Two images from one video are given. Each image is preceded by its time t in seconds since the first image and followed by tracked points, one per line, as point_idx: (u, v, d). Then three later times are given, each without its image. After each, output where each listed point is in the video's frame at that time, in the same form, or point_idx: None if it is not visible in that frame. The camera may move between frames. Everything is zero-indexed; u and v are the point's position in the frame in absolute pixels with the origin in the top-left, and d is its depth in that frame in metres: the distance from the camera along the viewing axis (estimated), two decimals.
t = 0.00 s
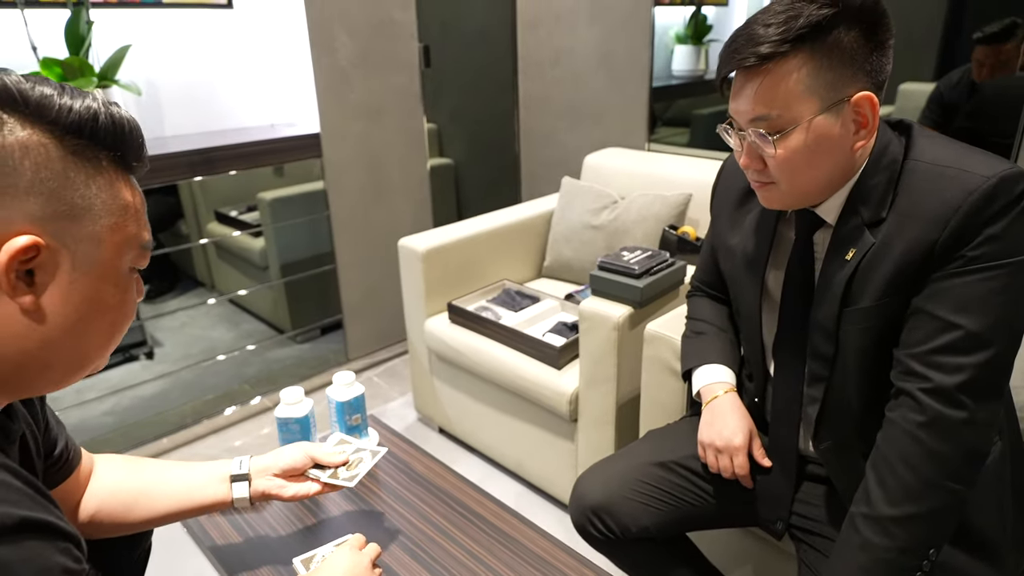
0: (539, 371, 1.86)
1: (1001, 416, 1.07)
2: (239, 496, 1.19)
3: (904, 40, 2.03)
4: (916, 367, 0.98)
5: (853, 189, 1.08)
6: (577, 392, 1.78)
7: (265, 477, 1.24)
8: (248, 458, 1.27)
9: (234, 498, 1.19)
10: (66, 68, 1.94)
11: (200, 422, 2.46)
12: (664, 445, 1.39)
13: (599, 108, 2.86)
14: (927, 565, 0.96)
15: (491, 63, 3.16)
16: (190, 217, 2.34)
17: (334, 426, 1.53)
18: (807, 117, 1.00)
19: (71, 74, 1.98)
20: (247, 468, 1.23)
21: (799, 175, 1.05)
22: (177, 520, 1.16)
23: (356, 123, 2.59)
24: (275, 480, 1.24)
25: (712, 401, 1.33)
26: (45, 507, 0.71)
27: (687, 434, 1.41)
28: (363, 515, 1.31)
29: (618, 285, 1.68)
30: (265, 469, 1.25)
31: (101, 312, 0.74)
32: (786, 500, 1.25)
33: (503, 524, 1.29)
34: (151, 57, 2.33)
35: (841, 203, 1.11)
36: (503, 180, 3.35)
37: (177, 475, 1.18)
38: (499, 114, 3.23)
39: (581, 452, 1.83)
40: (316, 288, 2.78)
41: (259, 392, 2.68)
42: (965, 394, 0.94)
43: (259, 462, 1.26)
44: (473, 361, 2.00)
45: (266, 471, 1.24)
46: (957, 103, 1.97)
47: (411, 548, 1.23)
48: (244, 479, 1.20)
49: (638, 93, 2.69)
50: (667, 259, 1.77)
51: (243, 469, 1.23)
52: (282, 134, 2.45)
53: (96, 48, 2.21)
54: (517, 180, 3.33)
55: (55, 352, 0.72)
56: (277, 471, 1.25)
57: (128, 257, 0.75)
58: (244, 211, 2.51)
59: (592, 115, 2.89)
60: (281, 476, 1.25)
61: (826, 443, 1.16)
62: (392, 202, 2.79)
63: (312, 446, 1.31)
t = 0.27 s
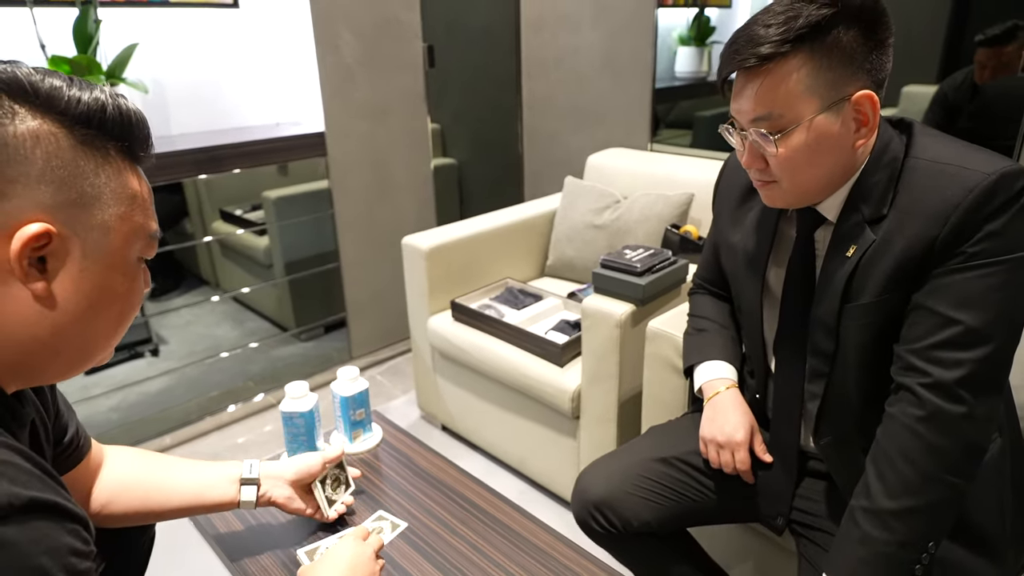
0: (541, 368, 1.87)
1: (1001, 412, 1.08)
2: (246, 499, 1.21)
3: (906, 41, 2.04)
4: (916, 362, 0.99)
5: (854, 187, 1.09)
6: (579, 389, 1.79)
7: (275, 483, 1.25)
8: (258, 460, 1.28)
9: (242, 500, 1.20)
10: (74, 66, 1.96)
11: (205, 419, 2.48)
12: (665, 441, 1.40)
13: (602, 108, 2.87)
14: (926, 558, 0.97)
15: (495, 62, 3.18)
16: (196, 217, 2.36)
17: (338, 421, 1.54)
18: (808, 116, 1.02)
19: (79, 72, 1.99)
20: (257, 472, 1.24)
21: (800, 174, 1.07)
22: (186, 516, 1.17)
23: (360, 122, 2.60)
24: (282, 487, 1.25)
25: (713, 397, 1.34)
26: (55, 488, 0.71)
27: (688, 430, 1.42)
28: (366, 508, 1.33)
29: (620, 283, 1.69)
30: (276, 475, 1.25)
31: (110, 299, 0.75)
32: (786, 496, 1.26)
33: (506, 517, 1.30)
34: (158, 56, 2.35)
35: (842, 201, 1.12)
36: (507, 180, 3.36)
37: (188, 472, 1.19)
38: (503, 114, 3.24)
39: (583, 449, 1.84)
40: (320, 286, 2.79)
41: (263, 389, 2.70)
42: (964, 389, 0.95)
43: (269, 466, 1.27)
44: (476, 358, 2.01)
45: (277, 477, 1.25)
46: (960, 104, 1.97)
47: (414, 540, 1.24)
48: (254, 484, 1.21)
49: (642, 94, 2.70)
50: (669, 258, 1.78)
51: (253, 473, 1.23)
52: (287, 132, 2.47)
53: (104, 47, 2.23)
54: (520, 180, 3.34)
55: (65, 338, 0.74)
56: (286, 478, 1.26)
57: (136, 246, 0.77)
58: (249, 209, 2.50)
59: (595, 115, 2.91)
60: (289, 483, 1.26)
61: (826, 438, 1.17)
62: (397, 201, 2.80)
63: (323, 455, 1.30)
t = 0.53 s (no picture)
0: (545, 361, 1.88)
1: (1004, 404, 1.09)
2: (249, 481, 1.22)
3: (912, 38, 2.04)
4: (920, 353, 0.99)
5: (858, 179, 1.09)
6: (583, 382, 1.80)
7: (275, 462, 1.27)
8: (258, 445, 1.31)
9: (244, 483, 1.21)
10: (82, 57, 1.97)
11: (210, 410, 2.49)
12: (669, 432, 1.41)
13: (607, 104, 2.88)
14: (928, 547, 0.97)
15: (500, 58, 3.18)
16: (201, 211, 2.39)
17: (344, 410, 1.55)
18: (813, 109, 1.02)
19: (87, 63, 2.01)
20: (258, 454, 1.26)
21: (805, 166, 1.07)
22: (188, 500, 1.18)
23: (366, 117, 2.61)
24: (283, 466, 1.27)
25: (717, 388, 1.34)
26: (64, 464, 0.72)
27: (691, 422, 1.43)
28: (372, 497, 1.34)
29: (624, 276, 1.70)
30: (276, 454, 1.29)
31: (108, 276, 0.75)
32: (789, 486, 1.27)
33: (509, 506, 1.30)
34: (165, 48, 2.36)
35: (846, 193, 1.13)
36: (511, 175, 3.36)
37: (191, 458, 1.20)
38: (508, 110, 3.25)
39: (586, 442, 1.85)
40: (325, 280, 2.80)
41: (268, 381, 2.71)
42: (967, 379, 0.96)
43: (269, 450, 1.30)
44: (480, 351, 2.02)
45: (277, 456, 1.28)
46: (966, 102, 1.98)
47: (419, 528, 1.25)
48: (255, 463, 1.23)
49: (647, 90, 2.70)
50: (673, 251, 1.79)
51: (254, 454, 1.26)
52: (292, 126, 2.48)
53: (112, 38, 2.24)
54: (525, 176, 3.34)
55: (65, 315, 0.74)
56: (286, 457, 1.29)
57: (134, 222, 0.77)
58: (254, 203, 2.54)
59: (600, 111, 2.91)
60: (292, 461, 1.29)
61: (829, 429, 1.18)
62: (402, 195, 2.81)
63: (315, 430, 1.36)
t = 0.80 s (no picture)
0: (552, 348, 1.88)
1: (1013, 393, 1.09)
2: (259, 453, 1.23)
3: (925, 26, 2.03)
4: (929, 340, 0.99)
5: (869, 166, 1.09)
6: (590, 369, 1.80)
7: (283, 432, 1.27)
8: (266, 416, 1.30)
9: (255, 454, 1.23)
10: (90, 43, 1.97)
11: (218, 395, 2.51)
12: (676, 419, 1.42)
13: (615, 91, 2.86)
14: (934, 533, 0.98)
15: (508, 45, 3.17)
16: (210, 198, 2.39)
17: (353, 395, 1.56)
18: (826, 95, 1.01)
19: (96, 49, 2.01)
20: (264, 426, 1.26)
21: (816, 153, 1.07)
22: (201, 473, 1.20)
23: (374, 104, 2.61)
24: (291, 435, 1.27)
25: (724, 375, 1.35)
26: (80, 439, 0.73)
27: (698, 409, 1.43)
28: (381, 480, 1.35)
29: (632, 263, 1.70)
30: (281, 425, 1.28)
31: (114, 244, 0.75)
32: (795, 473, 1.27)
33: (517, 491, 1.31)
34: (173, 34, 2.36)
35: (856, 180, 1.12)
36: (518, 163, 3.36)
37: (200, 434, 1.21)
38: (515, 98, 3.24)
39: (593, 429, 1.86)
40: (333, 267, 2.81)
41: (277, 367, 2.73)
42: (977, 366, 0.95)
43: (276, 419, 1.29)
44: (488, 338, 2.03)
45: (282, 426, 1.27)
46: (977, 92, 1.95)
47: (427, 511, 1.26)
48: (263, 436, 1.24)
49: (655, 78, 2.69)
50: (681, 239, 1.79)
51: (261, 426, 1.26)
52: (301, 112, 2.48)
53: (121, 24, 2.24)
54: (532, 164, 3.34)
55: (74, 285, 0.74)
56: (292, 425, 1.29)
57: (137, 190, 0.76)
58: (262, 190, 2.52)
59: (608, 99, 2.90)
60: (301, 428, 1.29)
61: (836, 416, 1.18)
62: (409, 182, 2.82)
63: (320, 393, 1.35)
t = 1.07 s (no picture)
0: (557, 339, 1.89)
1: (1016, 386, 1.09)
2: (268, 443, 1.24)
3: (934, 19, 2.02)
4: (933, 332, 1.00)
5: (875, 159, 1.09)
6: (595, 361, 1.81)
7: (290, 422, 1.28)
8: (274, 406, 1.31)
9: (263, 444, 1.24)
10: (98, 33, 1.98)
11: (225, 385, 2.53)
12: (679, 410, 1.42)
13: (622, 83, 2.86)
14: (935, 523, 0.98)
15: (514, 37, 3.16)
16: (216, 189, 2.39)
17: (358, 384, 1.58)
18: (832, 86, 1.02)
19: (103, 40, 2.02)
20: (272, 416, 1.27)
21: (823, 144, 1.07)
22: (207, 463, 1.21)
23: (380, 95, 2.61)
24: (298, 426, 1.28)
25: (728, 366, 1.35)
26: (94, 416, 0.74)
27: (702, 400, 1.44)
28: (386, 469, 1.36)
29: (637, 256, 1.70)
30: (289, 416, 1.29)
31: (112, 219, 0.75)
32: (798, 465, 1.28)
33: (521, 480, 1.33)
34: (181, 26, 2.37)
35: (862, 173, 1.12)
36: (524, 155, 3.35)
37: (208, 423, 1.23)
38: (521, 90, 3.23)
39: (597, 420, 1.87)
40: (338, 258, 2.82)
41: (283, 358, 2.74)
42: (981, 358, 0.96)
43: (283, 410, 1.30)
44: (493, 329, 2.04)
45: (290, 417, 1.28)
46: (982, 87, 1.96)
47: (432, 500, 1.28)
48: (271, 426, 1.25)
49: (662, 70, 2.68)
50: (686, 231, 1.79)
51: (269, 417, 1.27)
52: (307, 104, 2.48)
53: (128, 15, 2.25)
54: (538, 156, 3.34)
55: (73, 260, 0.74)
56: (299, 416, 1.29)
57: (133, 165, 0.76)
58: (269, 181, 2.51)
59: (615, 91, 2.90)
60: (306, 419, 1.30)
61: (840, 408, 1.19)
62: (415, 174, 2.82)
63: (327, 383, 1.36)
